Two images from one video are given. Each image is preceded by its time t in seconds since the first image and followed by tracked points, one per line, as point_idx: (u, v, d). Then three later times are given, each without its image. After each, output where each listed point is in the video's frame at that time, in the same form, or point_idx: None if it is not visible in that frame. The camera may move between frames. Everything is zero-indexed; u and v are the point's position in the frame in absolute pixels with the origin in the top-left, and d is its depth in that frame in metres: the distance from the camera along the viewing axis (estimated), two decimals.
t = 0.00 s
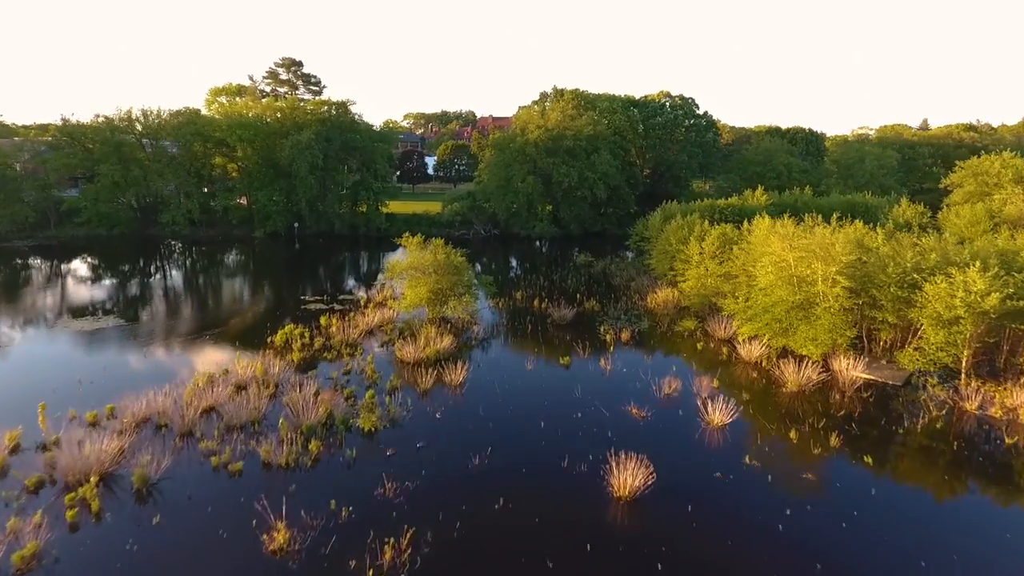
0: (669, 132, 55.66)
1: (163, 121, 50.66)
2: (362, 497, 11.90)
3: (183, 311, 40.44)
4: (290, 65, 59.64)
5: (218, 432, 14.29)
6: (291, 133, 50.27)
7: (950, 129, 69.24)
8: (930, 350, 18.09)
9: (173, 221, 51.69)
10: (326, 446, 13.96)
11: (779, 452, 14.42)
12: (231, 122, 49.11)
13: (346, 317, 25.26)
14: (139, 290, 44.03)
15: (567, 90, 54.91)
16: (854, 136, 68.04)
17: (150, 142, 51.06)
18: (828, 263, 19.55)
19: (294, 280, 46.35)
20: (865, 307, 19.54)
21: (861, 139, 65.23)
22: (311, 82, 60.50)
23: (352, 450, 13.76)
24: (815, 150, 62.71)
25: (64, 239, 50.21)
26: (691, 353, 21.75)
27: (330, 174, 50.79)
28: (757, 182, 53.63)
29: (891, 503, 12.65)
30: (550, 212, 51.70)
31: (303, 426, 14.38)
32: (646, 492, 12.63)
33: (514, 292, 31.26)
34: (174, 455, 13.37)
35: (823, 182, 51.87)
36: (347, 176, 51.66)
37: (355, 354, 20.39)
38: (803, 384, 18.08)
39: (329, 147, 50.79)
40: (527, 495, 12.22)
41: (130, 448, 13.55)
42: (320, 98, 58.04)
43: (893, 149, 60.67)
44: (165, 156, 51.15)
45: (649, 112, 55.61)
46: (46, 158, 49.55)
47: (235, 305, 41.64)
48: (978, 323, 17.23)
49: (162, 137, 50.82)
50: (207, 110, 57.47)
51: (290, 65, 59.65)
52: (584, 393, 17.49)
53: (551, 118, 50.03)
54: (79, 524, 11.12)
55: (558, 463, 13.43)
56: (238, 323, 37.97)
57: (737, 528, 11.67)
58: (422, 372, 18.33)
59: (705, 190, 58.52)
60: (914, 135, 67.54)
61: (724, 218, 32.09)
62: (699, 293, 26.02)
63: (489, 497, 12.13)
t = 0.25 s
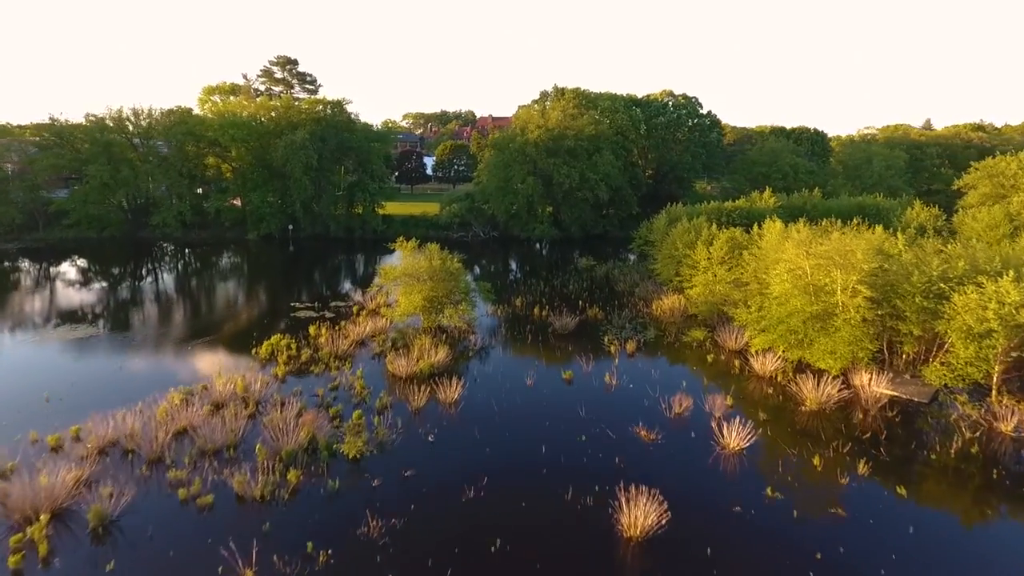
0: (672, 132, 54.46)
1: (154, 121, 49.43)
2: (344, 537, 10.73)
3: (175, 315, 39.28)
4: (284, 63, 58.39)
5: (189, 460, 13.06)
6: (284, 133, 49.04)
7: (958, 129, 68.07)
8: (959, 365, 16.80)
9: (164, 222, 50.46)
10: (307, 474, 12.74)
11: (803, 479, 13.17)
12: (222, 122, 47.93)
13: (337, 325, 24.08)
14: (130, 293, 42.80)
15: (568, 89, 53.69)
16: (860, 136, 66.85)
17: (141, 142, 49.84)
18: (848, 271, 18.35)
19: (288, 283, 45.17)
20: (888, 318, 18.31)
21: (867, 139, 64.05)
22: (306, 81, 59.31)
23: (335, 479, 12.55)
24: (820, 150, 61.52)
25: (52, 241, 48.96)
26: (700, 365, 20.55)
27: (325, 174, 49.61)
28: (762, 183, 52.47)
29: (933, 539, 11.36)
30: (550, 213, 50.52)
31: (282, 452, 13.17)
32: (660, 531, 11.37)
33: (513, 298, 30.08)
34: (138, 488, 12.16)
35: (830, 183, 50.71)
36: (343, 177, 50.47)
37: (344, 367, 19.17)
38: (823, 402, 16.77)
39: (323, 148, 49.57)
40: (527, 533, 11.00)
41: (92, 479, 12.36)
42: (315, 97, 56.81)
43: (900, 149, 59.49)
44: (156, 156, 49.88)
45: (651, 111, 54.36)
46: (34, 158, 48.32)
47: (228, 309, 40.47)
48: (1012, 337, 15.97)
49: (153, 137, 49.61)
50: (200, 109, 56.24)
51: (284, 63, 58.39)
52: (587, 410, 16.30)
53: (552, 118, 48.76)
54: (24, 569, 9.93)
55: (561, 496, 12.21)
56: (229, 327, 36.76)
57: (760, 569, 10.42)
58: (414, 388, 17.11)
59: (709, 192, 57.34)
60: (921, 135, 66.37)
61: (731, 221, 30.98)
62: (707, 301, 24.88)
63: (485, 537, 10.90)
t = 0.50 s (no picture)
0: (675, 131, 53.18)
1: (144, 120, 48.18)
2: None
3: (167, 320, 38.10)
4: (279, 61, 57.11)
5: (155, 493, 11.85)
6: (278, 133, 47.77)
7: (966, 129, 66.84)
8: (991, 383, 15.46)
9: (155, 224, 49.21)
10: (285, 509, 11.56)
11: (831, 515, 11.91)
12: (214, 121, 46.66)
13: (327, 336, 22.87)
14: (120, 297, 41.60)
15: (569, 88, 52.40)
16: (866, 136, 65.62)
17: (131, 142, 48.60)
18: (871, 280, 17.17)
19: (283, 287, 43.97)
20: (913, 331, 17.08)
21: (874, 139, 62.83)
22: (301, 79, 58.04)
23: (315, 516, 11.35)
24: (826, 150, 60.28)
25: (39, 244, 47.72)
26: (711, 378, 19.33)
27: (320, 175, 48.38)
28: (767, 184, 51.27)
29: None
30: (551, 215, 49.27)
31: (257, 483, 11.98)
32: None
33: (512, 305, 28.86)
34: (96, 527, 10.96)
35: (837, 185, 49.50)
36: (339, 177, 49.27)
37: (332, 383, 17.95)
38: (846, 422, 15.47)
39: (318, 148, 48.31)
40: None
41: (45, 517, 11.14)
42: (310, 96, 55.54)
43: (907, 149, 58.26)
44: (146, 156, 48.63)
45: (654, 111, 53.10)
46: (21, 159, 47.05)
47: (220, 313, 39.27)
48: None
49: (144, 137, 48.37)
50: (193, 109, 55.01)
51: (279, 62, 57.11)
52: (591, 431, 15.09)
53: (552, 117, 47.48)
54: None
55: (564, 537, 10.96)
56: (220, 333, 35.55)
57: None
58: (407, 407, 15.91)
59: (712, 193, 56.14)
60: (928, 135, 65.15)
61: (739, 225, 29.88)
62: (717, 310, 23.75)
63: None
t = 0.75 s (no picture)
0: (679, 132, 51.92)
1: (134, 120, 46.94)
2: None
3: (159, 324, 36.94)
4: (273, 60, 55.90)
5: (110, 536, 10.61)
6: (271, 133, 46.51)
7: (974, 129, 65.58)
8: None
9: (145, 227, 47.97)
10: (255, 555, 10.33)
11: (866, 560, 10.68)
12: (206, 121, 45.41)
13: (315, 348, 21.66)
14: (109, 301, 40.44)
15: (570, 87, 51.16)
16: (873, 136, 64.40)
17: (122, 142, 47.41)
18: (896, 292, 15.96)
19: (277, 291, 42.78)
20: (942, 347, 15.87)
21: (881, 140, 61.60)
22: (297, 78, 56.83)
23: (288, 564, 10.12)
24: (833, 151, 59.05)
25: (27, 247, 46.52)
26: (724, 395, 18.12)
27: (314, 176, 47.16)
28: (773, 186, 50.07)
29: None
30: (551, 217, 48.06)
31: (226, 525, 10.75)
32: None
33: (512, 313, 27.65)
34: None
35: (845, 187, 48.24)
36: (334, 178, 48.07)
37: (318, 401, 16.73)
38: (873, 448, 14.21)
39: (313, 148, 47.09)
40: None
41: None
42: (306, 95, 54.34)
43: (916, 150, 57.00)
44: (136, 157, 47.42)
45: (657, 111, 51.85)
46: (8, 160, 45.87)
47: (212, 318, 38.13)
48: None
49: (134, 137, 47.16)
50: (185, 108, 53.83)
51: (274, 60, 55.90)
52: (597, 458, 13.86)
53: (553, 117, 46.25)
54: None
55: None
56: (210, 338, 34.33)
57: None
58: (397, 430, 14.70)
59: (717, 194, 54.92)
60: (936, 136, 63.91)
61: (748, 231, 28.76)
62: (727, 322, 22.63)
63: None
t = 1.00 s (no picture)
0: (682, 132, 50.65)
1: (123, 120, 45.72)
2: None
3: (150, 329, 35.75)
4: (268, 58, 54.67)
5: None
6: (264, 133, 45.25)
7: (982, 129, 64.43)
8: None
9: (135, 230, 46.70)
10: None
11: None
12: (196, 121, 44.16)
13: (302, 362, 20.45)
14: (99, 306, 39.26)
15: (571, 86, 49.92)
16: (879, 136, 63.20)
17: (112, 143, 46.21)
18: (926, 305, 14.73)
19: (271, 296, 41.54)
20: (976, 365, 14.64)
21: (888, 140, 60.42)
22: (292, 77, 55.61)
23: None
24: (839, 152, 57.86)
25: (13, 250, 45.26)
26: (738, 415, 16.92)
27: (308, 178, 45.94)
28: (779, 188, 48.91)
29: None
30: (552, 219, 46.83)
31: None
32: None
33: (511, 321, 26.44)
34: None
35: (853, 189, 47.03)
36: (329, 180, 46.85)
37: (302, 424, 15.52)
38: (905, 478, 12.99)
39: (307, 149, 45.87)
40: None
41: None
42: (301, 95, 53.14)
43: (924, 150, 55.81)
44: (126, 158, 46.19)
45: (660, 111, 50.66)
46: None
47: (205, 323, 36.92)
48: None
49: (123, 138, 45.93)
50: (177, 108, 52.60)
51: (268, 59, 54.67)
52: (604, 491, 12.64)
53: (553, 117, 45.01)
54: None
55: None
56: (199, 345, 33.06)
57: None
58: (385, 458, 13.52)
59: (721, 196, 53.75)
60: (944, 136, 62.73)
61: (756, 236, 27.61)
62: (739, 334, 21.47)
63: None
